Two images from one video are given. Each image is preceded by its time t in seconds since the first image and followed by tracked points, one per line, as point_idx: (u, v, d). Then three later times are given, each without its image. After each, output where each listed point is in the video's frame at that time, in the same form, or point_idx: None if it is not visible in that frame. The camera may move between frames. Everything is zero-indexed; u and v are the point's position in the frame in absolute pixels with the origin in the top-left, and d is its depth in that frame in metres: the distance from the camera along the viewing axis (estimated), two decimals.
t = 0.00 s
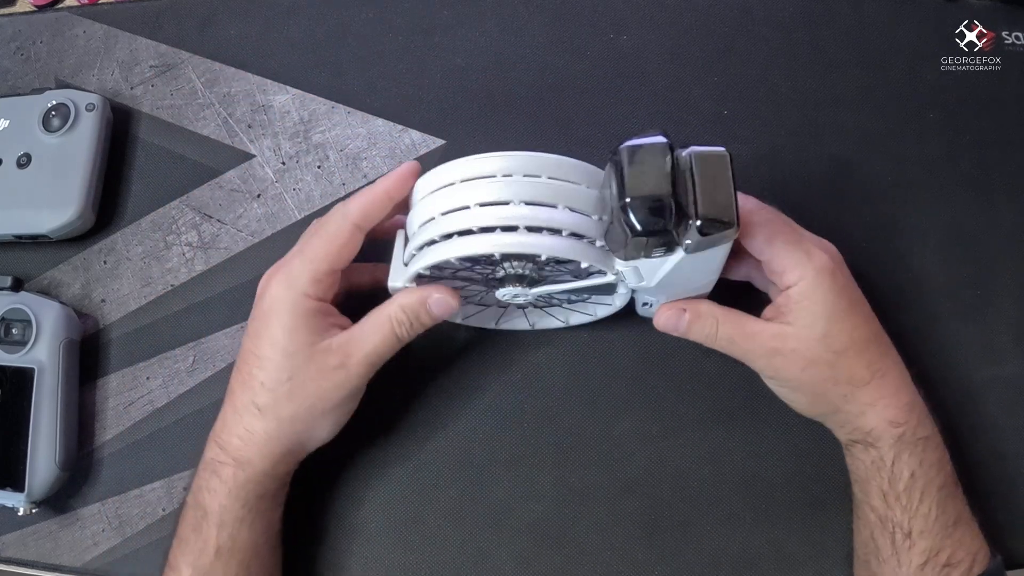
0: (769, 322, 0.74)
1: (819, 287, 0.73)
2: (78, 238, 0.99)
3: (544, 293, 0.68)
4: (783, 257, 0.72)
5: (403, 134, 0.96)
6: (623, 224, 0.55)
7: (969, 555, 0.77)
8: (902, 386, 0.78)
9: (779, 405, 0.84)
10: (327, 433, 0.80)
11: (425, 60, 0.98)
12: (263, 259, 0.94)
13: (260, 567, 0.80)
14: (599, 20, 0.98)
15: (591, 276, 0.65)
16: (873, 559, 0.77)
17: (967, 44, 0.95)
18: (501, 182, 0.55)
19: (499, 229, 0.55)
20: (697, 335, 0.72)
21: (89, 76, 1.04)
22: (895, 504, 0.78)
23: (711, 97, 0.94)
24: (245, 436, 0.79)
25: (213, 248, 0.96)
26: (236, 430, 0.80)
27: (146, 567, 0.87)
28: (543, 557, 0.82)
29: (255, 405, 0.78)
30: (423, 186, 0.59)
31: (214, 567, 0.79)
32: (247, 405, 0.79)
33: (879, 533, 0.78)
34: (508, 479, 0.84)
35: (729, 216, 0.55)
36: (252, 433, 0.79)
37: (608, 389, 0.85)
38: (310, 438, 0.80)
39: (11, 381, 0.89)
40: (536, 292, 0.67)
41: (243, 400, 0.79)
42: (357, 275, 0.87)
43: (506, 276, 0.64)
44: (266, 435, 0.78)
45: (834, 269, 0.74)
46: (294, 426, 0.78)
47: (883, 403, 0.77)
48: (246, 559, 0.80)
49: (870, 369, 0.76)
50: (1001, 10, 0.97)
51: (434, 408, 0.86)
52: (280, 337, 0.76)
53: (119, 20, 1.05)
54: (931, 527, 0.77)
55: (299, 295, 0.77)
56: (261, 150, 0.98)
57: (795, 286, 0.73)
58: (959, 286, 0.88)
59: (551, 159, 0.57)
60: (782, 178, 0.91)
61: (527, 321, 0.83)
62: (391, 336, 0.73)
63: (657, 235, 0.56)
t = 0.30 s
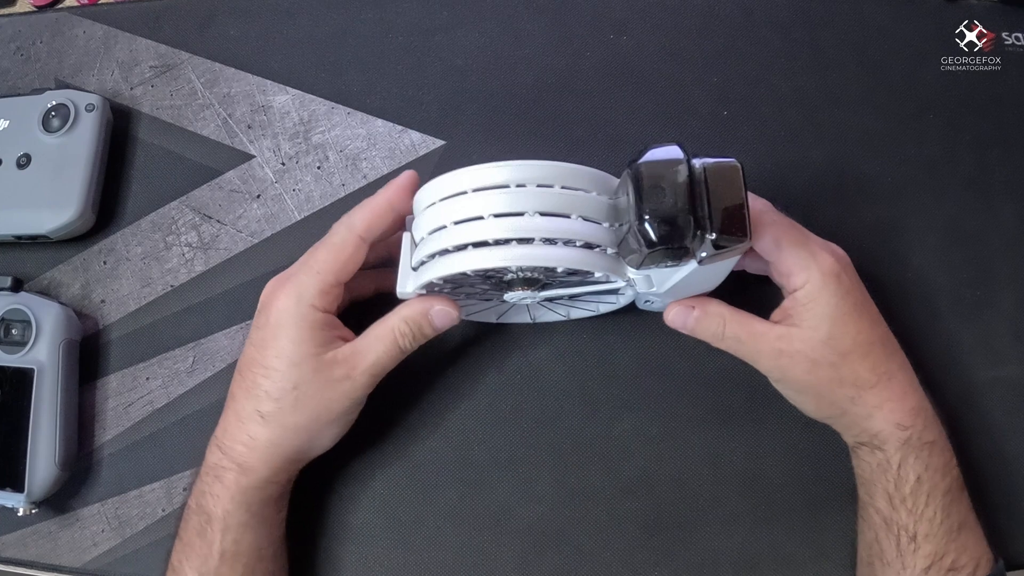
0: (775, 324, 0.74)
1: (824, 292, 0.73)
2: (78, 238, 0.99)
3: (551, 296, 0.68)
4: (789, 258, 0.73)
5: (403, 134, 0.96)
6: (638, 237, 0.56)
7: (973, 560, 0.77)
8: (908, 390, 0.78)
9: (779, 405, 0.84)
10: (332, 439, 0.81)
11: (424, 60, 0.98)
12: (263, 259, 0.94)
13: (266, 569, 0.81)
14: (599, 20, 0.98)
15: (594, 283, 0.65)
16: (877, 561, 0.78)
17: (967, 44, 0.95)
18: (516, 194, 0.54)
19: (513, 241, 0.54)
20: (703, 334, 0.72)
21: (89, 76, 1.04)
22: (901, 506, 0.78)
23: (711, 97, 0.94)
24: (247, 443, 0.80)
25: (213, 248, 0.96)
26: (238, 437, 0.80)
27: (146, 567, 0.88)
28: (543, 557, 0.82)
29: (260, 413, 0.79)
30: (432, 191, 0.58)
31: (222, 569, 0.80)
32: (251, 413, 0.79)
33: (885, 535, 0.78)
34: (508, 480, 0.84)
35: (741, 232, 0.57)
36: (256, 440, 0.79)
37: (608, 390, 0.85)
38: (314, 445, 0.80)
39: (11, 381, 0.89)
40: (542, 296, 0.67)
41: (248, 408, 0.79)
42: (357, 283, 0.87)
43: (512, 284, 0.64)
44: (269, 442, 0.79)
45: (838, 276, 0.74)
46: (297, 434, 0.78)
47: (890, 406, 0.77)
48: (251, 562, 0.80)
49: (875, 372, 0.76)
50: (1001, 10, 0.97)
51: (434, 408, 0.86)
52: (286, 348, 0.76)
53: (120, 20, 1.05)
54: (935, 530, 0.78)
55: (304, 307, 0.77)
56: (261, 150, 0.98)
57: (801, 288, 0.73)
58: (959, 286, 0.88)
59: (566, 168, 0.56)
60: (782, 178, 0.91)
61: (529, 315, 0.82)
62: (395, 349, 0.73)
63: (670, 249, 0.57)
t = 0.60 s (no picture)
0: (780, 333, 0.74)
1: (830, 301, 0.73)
2: (79, 238, 0.99)
3: (546, 289, 0.68)
4: (794, 264, 0.74)
5: (403, 135, 0.96)
6: (635, 233, 0.56)
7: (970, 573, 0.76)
8: (907, 401, 0.78)
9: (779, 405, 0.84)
10: (326, 445, 0.80)
11: (424, 60, 0.98)
12: (263, 259, 0.94)
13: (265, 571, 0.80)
14: (600, 20, 0.98)
15: (591, 279, 0.65)
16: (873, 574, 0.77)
17: (967, 44, 0.95)
18: (517, 185, 0.54)
19: (511, 232, 0.54)
20: (710, 338, 0.73)
21: (89, 76, 1.04)
22: (896, 518, 0.77)
23: (712, 97, 0.94)
24: (244, 443, 0.80)
25: (213, 248, 0.96)
26: (235, 438, 0.81)
27: (147, 566, 0.88)
28: (544, 557, 0.82)
29: (255, 415, 0.78)
30: (433, 180, 0.59)
31: (220, 571, 0.79)
32: (247, 414, 0.79)
33: (880, 548, 0.77)
34: (508, 480, 0.84)
35: (739, 232, 0.57)
36: (252, 441, 0.79)
37: (608, 390, 0.85)
38: (307, 451, 0.79)
39: (10, 381, 0.89)
40: (539, 289, 0.68)
41: (243, 409, 0.79)
42: (353, 284, 0.88)
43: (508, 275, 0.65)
44: (264, 443, 0.78)
45: (845, 284, 0.74)
46: (291, 437, 0.78)
47: (888, 418, 0.76)
48: (251, 563, 0.80)
49: (875, 384, 0.75)
50: (1001, 10, 0.97)
51: (434, 408, 0.86)
52: (279, 349, 0.76)
53: (120, 20, 1.05)
54: (931, 543, 0.77)
55: (299, 307, 0.77)
56: (261, 150, 0.98)
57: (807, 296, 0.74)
58: (959, 286, 0.89)
59: (567, 163, 0.57)
60: (782, 178, 0.91)
61: (526, 309, 0.82)
62: (388, 342, 0.74)
63: (666, 248, 0.57)
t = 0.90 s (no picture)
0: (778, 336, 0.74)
1: (825, 301, 0.73)
2: (79, 238, 0.99)
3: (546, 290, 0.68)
4: (793, 267, 0.73)
5: (403, 134, 0.96)
6: (637, 232, 0.56)
7: None
8: (904, 404, 0.77)
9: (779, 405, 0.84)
10: (310, 441, 0.79)
11: (425, 60, 0.98)
12: (263, 259, 0.94)
13: (259, 568, 0.80)
14: (600, 20, 0.98)
15: (591, 279, 0.65)
16: None
17: (967, 44, 0.95)
18: (517, 184, 0.54)
19: (512, 231, 0.54)
20: (710, 339, 0.73)
21: (89, 76, 1.04)
22: (895, 521, 0.77)
23: (712, 97, 0.94)
24: (233, 436, 0.80)
25: (213, 249, 0.96)
26: (225, 431, 0.81)
27: (147, 567, 0.88)
28: (543, 557, 0.82)
29: (243, 407, 0.79)
30: (433, 180, 0.59)
31: (214, 567, 0.79)
32: (235, 407, 0.80)
33: (880, 550, 0.77)
34: (509, 480, 0.84)
35: (740, 230, 0.57)
36: (240, 435, 0.79)
37: (608, 390, 0.85)
38: (294, 447, 0.79)
39: (10, 381, 0.89)
40: (540, 289, 0.68)
41: (232, 403, 0.80)
42: (347, 284, 0.88)
43: (509, 275, 0.65)
44: (252, 437, 0.79)
45: (846, 289, 0.74)
46: (274, 431, 0.78)
47: (886, 422, 0.76)
48: (246, 558, 0.80)
49: (873, 387, 0.75)
50: (1002, 10, 0.97)
51: (434, 408, 0.86)
52: (261, 341, 0.77)
53: (120, 20, 1.05)
54: (930, 546, 0.77)
55: (280, 299, 0.77)
56: (261, 150, 0.98)
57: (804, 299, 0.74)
58: (959, 286, 0.89)
59: (567, 162, 0.57)
60: (782, 178, 0.91)
61: (527, 310, 0.82)
62: (361, 329, 0.74)
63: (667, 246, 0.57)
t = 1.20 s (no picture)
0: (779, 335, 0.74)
1: (825, 301, 0.73)
2: (79, 238, 0.99)
3: (546, 291, 0.68)
4: (793, 265, 0.73)
5: (403, 134, 0.96)
6: (637, 234, 0.56)
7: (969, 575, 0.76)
8: (904, 402, 0.77)
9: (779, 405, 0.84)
10: (310, 441, 0.79)
11: (425, 60, 0.98)
12: (263, 259, 0.94)
13: (260, 567, 0.80)
14: (600, 20, 0.98)
15: (594, 280, 0.65)
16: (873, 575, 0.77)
17: (967, 44, 0.95)
18: (517, 186, 0.54)
19: (512, 234, 0.55)
20: (709, 339, 0.73)
21: (89, 76, 1.04)
22: (895, 520, 0.77)
23: (712, 97, 0.94)
24: (234, 437, 0.80)
25: (214, 248, 0.96)
26: (225, 431, 0.81)
27: (147, 566, 0.88)
28: (544, 557, 0.82)
29: (243, 409, 0.79)
30: (433, 182, 0.59)
31: (217, 566, 0.79)
32: (235, 407, 0.80)
33: (880, 549, 0.77)
34: (509, 479, 0.84)
35: (740, 230, 0.57)
36: (241, 435, 0.79)
37: (608, 389, 0.85)
38: (294, 446, 0.79)
39: (10, 381, 0.89)
40: (540, 291, 0.68)
41: (232, 404, 0.80)
42: (348, 285, 0.89)
43: (508, 275, 0.65)
44: (252, 437, 0.79)
45: (846, 287, 0.74)
46: (274, 432, 0.78)
47: (886, 420, 0.76)
48: (246, 558, 0.79)
49: (872, 386, 0.75)
50: (1002, 10, 0.97)
51: (434, 408, 0.86)
52: (260, 342, 0.77)
53: (120, 20, 1.05)
54: (931, 545, 0.77)
55: (278, 299, 0.77)
56: (261, 150, 0.98)
57: (802, 296, 0.74)
58: (959, 286, 0.89)
59: (567, 163, 0.57)
60: (782, 178, 0.91)
61: (527, 310, 0.82)
62: (359, 327, 0.73)
63: (667, 247, 0.57)
